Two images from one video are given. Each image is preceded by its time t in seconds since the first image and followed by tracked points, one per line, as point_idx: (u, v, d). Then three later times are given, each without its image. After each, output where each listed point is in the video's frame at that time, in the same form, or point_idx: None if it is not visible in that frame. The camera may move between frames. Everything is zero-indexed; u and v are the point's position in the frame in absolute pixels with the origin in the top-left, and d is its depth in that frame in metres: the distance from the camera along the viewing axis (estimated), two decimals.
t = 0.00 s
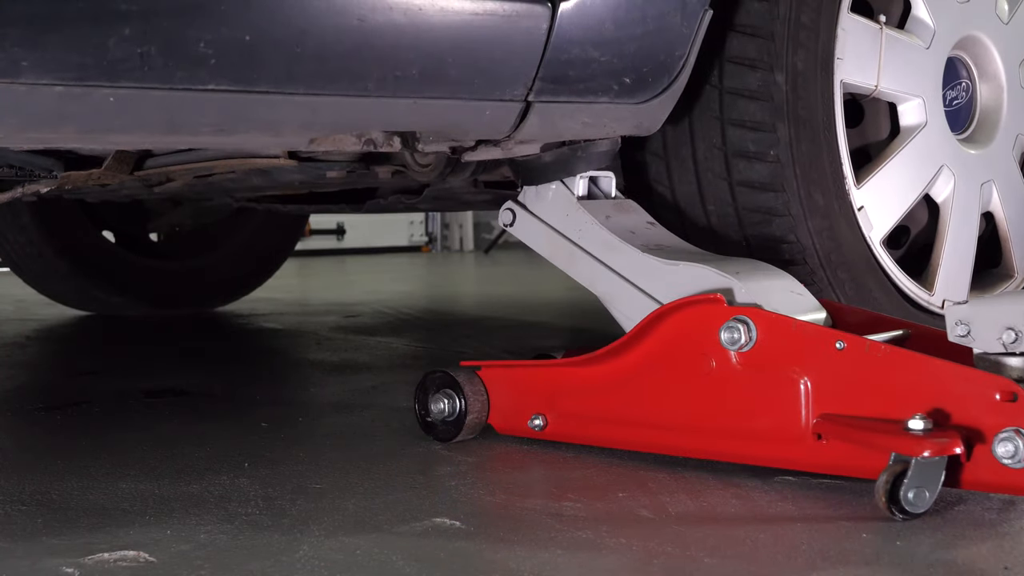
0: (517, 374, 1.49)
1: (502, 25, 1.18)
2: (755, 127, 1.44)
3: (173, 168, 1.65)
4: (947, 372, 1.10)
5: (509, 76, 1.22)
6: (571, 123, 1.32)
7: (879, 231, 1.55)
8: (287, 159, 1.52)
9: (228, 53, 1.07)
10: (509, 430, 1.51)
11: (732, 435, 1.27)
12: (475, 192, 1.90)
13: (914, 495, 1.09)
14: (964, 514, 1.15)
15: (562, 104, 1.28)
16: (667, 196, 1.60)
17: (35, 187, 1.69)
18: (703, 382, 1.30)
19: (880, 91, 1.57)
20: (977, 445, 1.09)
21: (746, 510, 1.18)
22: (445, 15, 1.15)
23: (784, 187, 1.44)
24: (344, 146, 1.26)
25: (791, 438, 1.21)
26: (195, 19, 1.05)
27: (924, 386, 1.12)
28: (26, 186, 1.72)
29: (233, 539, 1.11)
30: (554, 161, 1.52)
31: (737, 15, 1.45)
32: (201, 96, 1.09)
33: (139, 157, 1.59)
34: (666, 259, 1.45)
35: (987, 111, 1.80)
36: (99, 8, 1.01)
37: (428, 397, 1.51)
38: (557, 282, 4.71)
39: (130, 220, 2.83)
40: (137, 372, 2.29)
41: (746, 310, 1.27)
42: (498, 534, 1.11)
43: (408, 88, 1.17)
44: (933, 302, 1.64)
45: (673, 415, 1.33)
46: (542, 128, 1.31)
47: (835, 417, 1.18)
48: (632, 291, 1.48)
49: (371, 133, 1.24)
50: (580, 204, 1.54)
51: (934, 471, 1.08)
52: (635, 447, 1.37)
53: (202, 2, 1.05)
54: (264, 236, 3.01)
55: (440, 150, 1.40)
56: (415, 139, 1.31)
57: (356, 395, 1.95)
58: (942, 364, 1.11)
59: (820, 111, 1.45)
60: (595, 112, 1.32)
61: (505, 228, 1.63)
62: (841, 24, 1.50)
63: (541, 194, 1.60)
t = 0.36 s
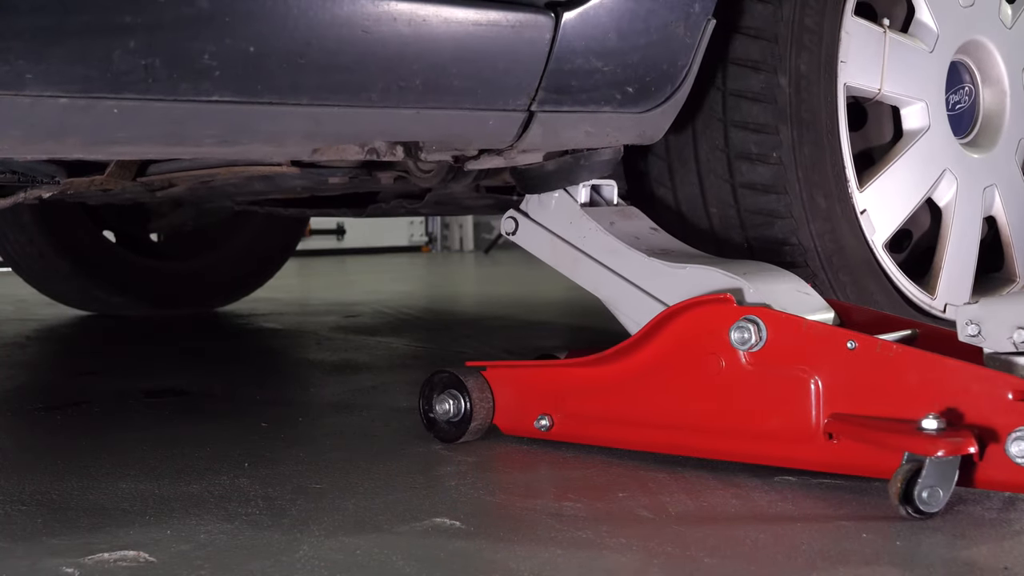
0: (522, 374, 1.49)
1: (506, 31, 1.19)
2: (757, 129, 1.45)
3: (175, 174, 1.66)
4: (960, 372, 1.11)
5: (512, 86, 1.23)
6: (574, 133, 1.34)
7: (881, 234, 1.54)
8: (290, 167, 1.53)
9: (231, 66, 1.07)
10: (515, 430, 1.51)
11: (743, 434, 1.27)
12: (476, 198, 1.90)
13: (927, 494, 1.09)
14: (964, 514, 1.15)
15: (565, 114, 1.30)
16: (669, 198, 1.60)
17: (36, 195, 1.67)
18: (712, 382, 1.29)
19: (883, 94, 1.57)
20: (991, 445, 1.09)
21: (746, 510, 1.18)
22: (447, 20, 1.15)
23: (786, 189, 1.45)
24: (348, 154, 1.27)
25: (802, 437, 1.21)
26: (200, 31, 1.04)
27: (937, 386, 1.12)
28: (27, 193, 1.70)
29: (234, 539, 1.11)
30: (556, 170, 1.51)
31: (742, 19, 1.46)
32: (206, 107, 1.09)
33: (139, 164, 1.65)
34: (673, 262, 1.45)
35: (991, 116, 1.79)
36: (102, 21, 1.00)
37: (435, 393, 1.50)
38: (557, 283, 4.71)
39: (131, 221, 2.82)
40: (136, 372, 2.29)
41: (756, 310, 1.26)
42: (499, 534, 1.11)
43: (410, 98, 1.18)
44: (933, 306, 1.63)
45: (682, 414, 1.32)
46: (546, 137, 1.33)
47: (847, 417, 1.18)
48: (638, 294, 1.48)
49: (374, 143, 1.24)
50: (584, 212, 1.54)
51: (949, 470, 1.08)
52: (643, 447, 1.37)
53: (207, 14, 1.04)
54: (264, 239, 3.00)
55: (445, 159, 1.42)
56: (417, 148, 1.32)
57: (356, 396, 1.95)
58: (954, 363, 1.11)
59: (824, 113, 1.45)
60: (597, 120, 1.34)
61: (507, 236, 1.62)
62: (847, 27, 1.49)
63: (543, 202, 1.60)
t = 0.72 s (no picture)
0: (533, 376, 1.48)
1: (513, 51, 1.19)
2: (761, 130, 1.46)
3: (177, 189, 1.66)
4: (979, 372, 1.11)
5: (518, 108, 1.24)
6: (579, 152, 1.35)
7: (886, 237, 1.54)
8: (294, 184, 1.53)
9: (238, 88, 1.06)
10: (522, 431, 1.50)
11: (758, 434, 1.27)
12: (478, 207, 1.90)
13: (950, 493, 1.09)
14: (964, 514, 1.15)
15: (568, 134, 1.31)
16: (671, 200, 1.62)
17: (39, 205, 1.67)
18: (727, 382, 1.29)
19: (888, 98, 1.57)
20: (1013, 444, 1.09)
21: (746, 510, 1.18)
22: (453, 42, 1.15)
23: (789, 191, 1.46)
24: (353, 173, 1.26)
25: (819, 437, 1.21)
26: (208, 54, 1.03)
27: (956, 385, 1.12)
28: (31, 202, 1.69)
29: (234, 539, 1.11)
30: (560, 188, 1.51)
31: (750, 20, 1.46)
32: (210, 131, 1.08)
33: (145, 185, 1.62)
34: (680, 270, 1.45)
35: (994, 121, 1.80)
36: (113, 45, 0.98)
37: (444, 390, 1.49)
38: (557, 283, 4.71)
39: (131, 223, 2.82)
40: (136, 372, 2.29)
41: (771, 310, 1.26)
42: (500, 534, 1.11)
43: (415, 120, 1.18)
44: (938, 309, 1.65)
45: (696, 414, 1.32)
46: (549, 158, 1.34)
47: (865, 416, 1.18)
48: (646, 302, 1.48)
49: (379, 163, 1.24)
50: (587, 227, 1.55)
51: (972, 468, 1.09)
52: (656, 447, 1.37)
53: (213, 37, 1.02)
54: (264, 241, 3.01)
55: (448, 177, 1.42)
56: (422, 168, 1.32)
57: (356, 395, 1.95)
58: (974, 362, 1.11)
59: (830, 116, 1.44)
60: (601, 141, 1.36)
61: (511, 255, 1.64)
62: (852, 30, 1.47)
63: (546, 220, 1.61)
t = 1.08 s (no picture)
0: (537, 376, 1.46)
1: (515, 68, 1.20)
2: (763, 130, 1.45)
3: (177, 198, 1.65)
4: (990, 371, 1.11)
5: (520, 123, 1.23)
6: (579, 167, 1.34)
7: (889, 238, 1.54)
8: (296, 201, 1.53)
9: (240, 105, 1.05)
10: (526, 430, 1.49)
11: (767, 434, 1.26)
12: (480, 213, 1.90)
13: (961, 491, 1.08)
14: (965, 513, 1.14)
15: (570, 150, 1.30)
16: (671, 202, 1.60)
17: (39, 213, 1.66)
18: (734, 382, 1.28)
19: (892, 99, 1.57)
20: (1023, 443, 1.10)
21: (747, 510, 1.18)
22: (455, 58, 1.15)
23: (791, 192, 1.45)
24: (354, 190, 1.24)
25: (828, 437, 1.21)
26: (210, 73, 1.02)
27: (966, 385, 1.13)
28: (31, 212, 1.67)
29: (234, 539, 1.10)
30: (561, 204, 1.52)
31: (755, 20, 1.46)
32: (211, 149, 1.07)
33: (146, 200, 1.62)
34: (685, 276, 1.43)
35: (997, 123, 1.80)
36: (112, 66, 0.96)
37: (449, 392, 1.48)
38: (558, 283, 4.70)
39: (131, 223, 2.81)
40: (137, 372, 2.29)
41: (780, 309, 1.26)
42: (500, 533, 1.11)
43: (416, 135, 1.18)
44: (939, 311, 1.65)
45: (704, 414, 1.31)
46: (550, 173, 1.33)
47: (874, 416, 1.18)
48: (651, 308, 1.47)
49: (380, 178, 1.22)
50: (588, 239, 1.54)
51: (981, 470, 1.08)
52: (663, 447, 1.36)
53: (215, 56, 1.01)
54: (264, 240, 3.00)
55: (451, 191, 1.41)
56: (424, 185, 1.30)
57: (356, 395, 1.94)
58: (984, 362, 1.12)
59: (830, 115, 1.44)
60: (602, 155, 1.35)
61: (511, 267, 1.63)
62: (853, 31, 1.48)
63: (546, 233, 1.59)
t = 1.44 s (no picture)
0: (545, 377, 1.46)
1: (521, 95, 1.21)
2: (767, 131, 1.46)
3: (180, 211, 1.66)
4: (1002, 371, 1.12)
5: (524, 150, 1.24)
6: (582, 193, 1.35)
7: (894, 241, 1.55)
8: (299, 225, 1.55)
9: (245, 136, 1.05)
10: (534, 431, 1.49)
11: (778, 434, 1.26)
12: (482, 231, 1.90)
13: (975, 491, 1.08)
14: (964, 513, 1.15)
15: (573, 174, 1.32)
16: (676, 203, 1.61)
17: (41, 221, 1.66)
18: (745, 382, 1.29)
19: (896, 102, 1.58)
20: None
21: (747, 510, 1.18)
22: (461, 85, 1.16)
23: (794, 193, 1.45)
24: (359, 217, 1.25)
25: (840, 437, 1.21)
26: (216, 105, 1.02)
27: (978, 385, 1.13)
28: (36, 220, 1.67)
29: (234, 539, 1.11)
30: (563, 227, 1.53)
31: (768, 22, 1.46)
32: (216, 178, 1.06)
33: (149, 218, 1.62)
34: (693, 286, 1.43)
35: (1001, 127, 1.80)
36: (121, 97, 0.96)
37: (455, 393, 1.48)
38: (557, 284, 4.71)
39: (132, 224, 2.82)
40: (136, 372, 2.29)
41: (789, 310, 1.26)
42: (499, 533, 1.11)
43: (423, 163, 1.18)
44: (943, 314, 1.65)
45: (714, 414, 1.32)
46: (551, 198, 1.34)
47: (885, 416, 1.18)
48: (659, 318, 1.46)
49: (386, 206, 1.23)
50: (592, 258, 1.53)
51: (990, 471, 1.08)
52: (673, 447, 1.36)
53: (223, 87, 1.01)
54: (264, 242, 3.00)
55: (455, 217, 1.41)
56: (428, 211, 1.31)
57: (355, 396, 1.95)
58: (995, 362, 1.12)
59: (835, 119, 1.45)
60: (605, 181, 1.36)
61: (515, 293, 1.62)
62: (862, 34, 1.49)
63: (548, 257, 1.59)
